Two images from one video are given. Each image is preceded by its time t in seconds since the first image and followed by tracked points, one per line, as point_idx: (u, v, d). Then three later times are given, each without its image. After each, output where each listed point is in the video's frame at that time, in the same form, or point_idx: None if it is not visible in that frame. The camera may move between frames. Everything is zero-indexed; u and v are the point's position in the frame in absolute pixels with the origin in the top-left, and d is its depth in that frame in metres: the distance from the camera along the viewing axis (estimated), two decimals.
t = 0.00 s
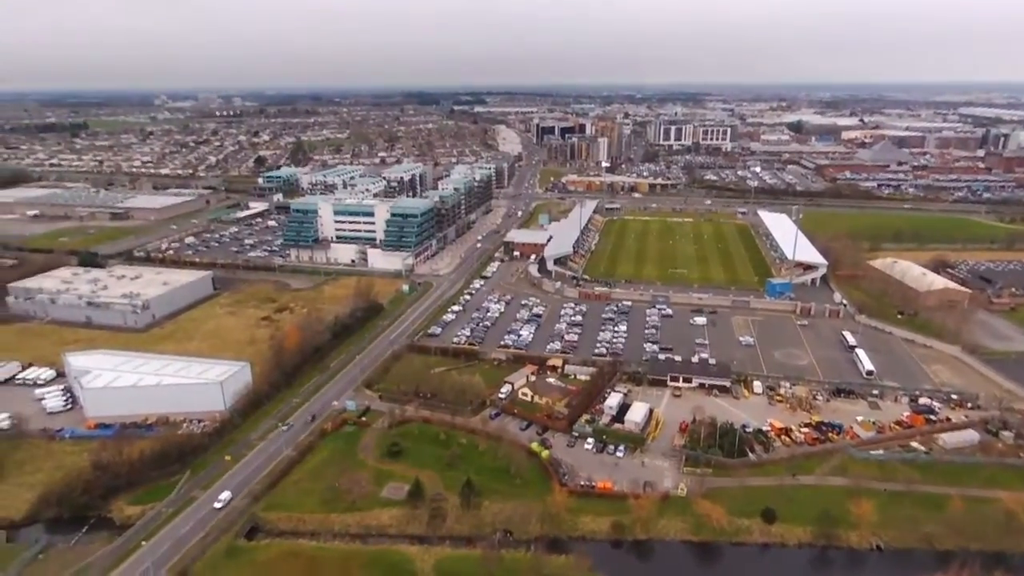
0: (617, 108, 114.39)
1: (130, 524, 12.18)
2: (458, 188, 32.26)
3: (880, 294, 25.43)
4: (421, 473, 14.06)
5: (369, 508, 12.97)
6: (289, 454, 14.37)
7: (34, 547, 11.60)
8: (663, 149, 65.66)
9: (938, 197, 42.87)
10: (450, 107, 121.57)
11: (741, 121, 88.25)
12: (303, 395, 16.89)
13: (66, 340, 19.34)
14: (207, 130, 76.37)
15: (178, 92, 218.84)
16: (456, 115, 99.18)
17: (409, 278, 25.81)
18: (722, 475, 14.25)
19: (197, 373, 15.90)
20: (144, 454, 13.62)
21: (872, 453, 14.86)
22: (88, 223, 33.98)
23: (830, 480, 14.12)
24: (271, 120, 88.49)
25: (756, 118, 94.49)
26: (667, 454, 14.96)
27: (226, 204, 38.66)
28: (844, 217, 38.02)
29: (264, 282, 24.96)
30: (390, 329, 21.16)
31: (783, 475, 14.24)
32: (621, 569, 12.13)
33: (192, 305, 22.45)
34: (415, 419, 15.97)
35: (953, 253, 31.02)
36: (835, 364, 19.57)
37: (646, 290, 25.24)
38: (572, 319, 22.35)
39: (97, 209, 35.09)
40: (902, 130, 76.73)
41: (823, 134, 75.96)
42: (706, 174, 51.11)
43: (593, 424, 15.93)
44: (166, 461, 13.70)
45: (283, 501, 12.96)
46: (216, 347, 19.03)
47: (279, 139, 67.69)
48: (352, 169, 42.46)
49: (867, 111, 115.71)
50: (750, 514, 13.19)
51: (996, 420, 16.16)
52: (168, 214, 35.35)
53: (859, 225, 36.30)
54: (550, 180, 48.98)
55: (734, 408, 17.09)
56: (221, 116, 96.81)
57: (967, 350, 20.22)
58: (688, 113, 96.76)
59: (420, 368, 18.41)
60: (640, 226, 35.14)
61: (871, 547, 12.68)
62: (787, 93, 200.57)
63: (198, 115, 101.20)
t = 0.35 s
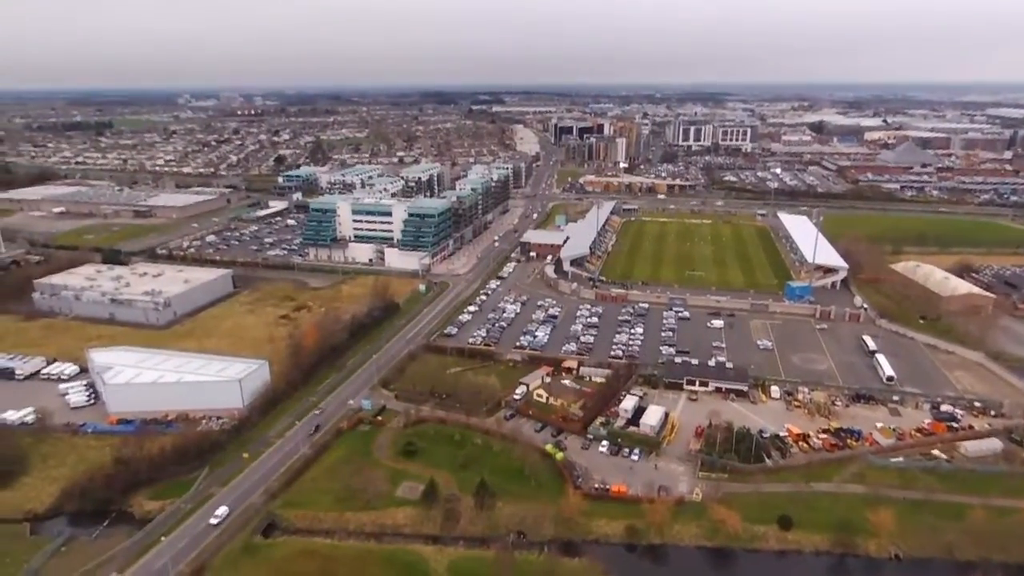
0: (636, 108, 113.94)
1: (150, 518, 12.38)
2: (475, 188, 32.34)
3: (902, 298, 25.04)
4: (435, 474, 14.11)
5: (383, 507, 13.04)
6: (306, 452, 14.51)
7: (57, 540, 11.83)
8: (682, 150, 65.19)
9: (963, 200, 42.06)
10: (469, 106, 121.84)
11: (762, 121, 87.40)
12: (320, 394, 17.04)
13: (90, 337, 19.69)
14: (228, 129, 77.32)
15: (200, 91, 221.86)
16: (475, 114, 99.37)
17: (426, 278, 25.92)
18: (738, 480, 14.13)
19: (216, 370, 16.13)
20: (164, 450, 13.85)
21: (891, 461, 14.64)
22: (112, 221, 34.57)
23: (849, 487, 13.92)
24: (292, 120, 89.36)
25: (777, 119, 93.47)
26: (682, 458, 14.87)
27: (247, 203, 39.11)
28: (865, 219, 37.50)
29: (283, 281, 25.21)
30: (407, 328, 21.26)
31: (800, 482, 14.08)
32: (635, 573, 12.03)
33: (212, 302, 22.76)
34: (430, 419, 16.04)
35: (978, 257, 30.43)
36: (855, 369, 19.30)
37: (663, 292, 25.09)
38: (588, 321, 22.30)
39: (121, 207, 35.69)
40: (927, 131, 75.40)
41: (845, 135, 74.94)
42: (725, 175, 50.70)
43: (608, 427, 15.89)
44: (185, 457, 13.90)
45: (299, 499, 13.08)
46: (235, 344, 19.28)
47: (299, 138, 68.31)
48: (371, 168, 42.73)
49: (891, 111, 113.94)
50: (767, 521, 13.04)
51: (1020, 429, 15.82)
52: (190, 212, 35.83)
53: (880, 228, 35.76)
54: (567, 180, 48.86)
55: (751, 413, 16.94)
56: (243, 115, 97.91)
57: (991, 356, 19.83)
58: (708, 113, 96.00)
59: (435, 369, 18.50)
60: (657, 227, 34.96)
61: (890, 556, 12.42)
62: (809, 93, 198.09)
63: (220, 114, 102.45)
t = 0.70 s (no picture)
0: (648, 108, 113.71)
1: (162, 516, 12.52)
2: (485, 188, 32.38)
3: (916, 301, 24.80)
4: (445, 474, 14.17)
5: (393, 507, 13.11)
6: (316, 451, 14.62)
7: (71, 536, 11.99)
8: (694, 150, 64.85)
9: (980, 202, 41.53)
10: (480, 106, 122.01)
11: (775, 121, 86.79)
12: (330, 393, 17.15)
13: (105, 334, 19.95)
14: (241, 128, 77.89)
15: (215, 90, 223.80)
16: (486, 113, 99.42)
17: (436, 278, 25.99)
18: (748, 483, 14.07)
19: (228, 369, 16.27)
20: (176, 448, 13.99)
21: (903, 466, 14.53)
22: (127, 220, 34.96)
23: (860, 492, 13.82)
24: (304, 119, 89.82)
25: (790, 118, 92.80)
26: (692, 461, 14.83)
27: (259, 202, 39.36)
28: (879, 221, 37.17)
29: (295, 280, 25.37)
30: (417, 328, 21.34)
31: (810, 486, 14.00)
32: None
33: (225, 301, 22.96)
34: (440, 419, 16.10)
35: (994, 259, 30.06)
36: (868, 372, 19.14)
37: (674, 293, 25.01)
38: (598, 321, 22.26)
39: (136, 206, 36.07)
40: (942, 131, 74.52)
41: (860, 135, 74.25)
42: (737, 176, 50.41)
43: (617, 428, 15.88)
44: (198, 454, 14.06)
45: (309, 498, 13.17)
46: (247, 343, 19.44)
47: (311, 137, 68.64)
48: (382, 167, 42.88)
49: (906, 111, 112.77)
50: (776, 525, 12.96)
51: None
52: (203, 211, 36.11)
53: (894, 229, 35.41)
54: (578, 180, 48.75)
55: (762, 416, 16.85)
56: (256, 114, 98.55)
57: (1006, 360, 19.60)
58: (720, 113, 95.46)
59: (445, 369, 18.56)
60: (668, 227, 34.84)
61: (902, 562, 12.31)
62: (823, 92, 196.34)
63: (234, 113, 103.23)
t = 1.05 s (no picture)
0: (655, 109, 113.84)
1: (170, 517, 12.59)
2: (493, 191, 32.43)
3: (925, 305, 24.61)
4: (451, 477, 14.17)
5: (399, 510, 13.13)
6: (323, 453, 14.67)
7: (80, 536, 12.08)
8: (702, 152, 64.68)
9: (991, 205, 41.16)
10: (488, 108, 122.22)
11: (783, 123, 86.49)
12: (337, 396, 17.20)
13: (114, 336, 20.10)
14: (250, 131, 78.34)
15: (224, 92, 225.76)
16: (494, 116, 99.55)
17: (443, 280, 26.03)
18: (755, 489, 14.01)
19: (236, 371, 16.36)
20: (184, 450, 14.07)
21: (911, 472, 14.42)
22: (137, 222, 35.22)
23: (868, 498, 13.71)
24: (313, 121, 90.23)
25: (799, 120, 92.37)
26: (698, 465, 14.79)
27: (268, 204, 39.57)
28: (888, 224, 36.93)
29: (302, 282, 25.47)
30: (424, 331, 21.38)
31: (818, 491, 13.91)
32: None
33: (233, 303, 23.08)
34: (446, 422, 16.13)
35: (1004, 263, 29.79)
36: (876, 377, 19.01)
37: (681, 297, 24.94)
38: (605, 325, 22.22)
39: (145, 208, 36.32)
40: (953, 133, 73.90)
41: (869, 137, 73.79)
42: (745, 178, 50.22)
43: (624, 433, 15.86)
44: (206, 456, 14.14)
45: (316, 500, 13.21)
46: (255, 345, 19.53)
47: (320, 140, 68.96)
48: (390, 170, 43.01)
49: (914, 112, 112.37)
50: (784, 530, 12.86)
51: None
52: (212, 213, 36.33)
53: (904, 232, 35.14)
54: (585, 183, 48.70)
55: (769, 421, 16.78)
56: (265, 116, 99.13)
57: (1017, 366, 19.43)
58: (729, 115, 95.16)
59: (452, 372, 18.61)
60: (675, 230, 34.75)
61: (910, 569, 12.18)
62: (832, 94, 195.32)
63: (243, 115, 103.89)
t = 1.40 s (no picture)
0: (654, 109, 113.99)
1: (169, 518, 12.59)
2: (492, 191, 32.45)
3: (924, 306, 24.64)
4: (450, 479, 14.18)
5: (398, 511, 13.13)
6: (323, 455, 14.67)
7: (79, 538, 12.07)
8: (701, 153, 64.71)
9: (989, 205, 41.19)
10: (487, 108, 122.22)
11: (782, 123, 86.56)
12: (336, 397, 17.21)
13: (113, 337, 20.08)
14: (249, 131, 78.32)
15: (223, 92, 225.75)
16: (493, 116, 99.52)
17: (442, 281, 26.04)
18: (754, 490, 14.03)
19: (235, 372, 16.37)
20: (183, 452, 14.07)
21: (910, 473, 14.47)
22: (136, 222, 35.17)
23: (867, 499, 13.73)
24: (312, 121, 90.19)
25: (798, 120, 92.44)
26: (697, 467, 14.82)
27: (266, 204, 39.54)
28: (887, 224, 36.99)
29: (302, 283, 25.48)
30: (423, 332, 21.39)
31: (817, 492, 13.94)
32: None
33: (232, 303, 23.07)
34: (445, 423, 16.14)
35: (1002, 264, 29.82)
36: (875, 378, 19.05)
37: (680, 298, 24.96)
38: (604, 326, 22.24)
39: (144, 208, 36.27)
40: (951, 133, 73.93)
41: (868, 138, 73.84)
42: (744, 179, 50.29)
43: (623, 434, 15.88)
44: (205, 457, 14.16)
45: (315, 501, 13.21)
46: (254, 346, 19.52)
47: (319, 140, 68.93)
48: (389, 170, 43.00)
49: (913, 112, 112.49)
50: (783, 531, 12.87)
51: None
52: (211, 213, 36.31)
53: (902, 233, 35.18)
54: (584, 183, 48.71)
55: (768, 421, 16.81)
56: (264, 116, 99.05)
57: (1015, 367, 19.46)
58: (727, 116, 95.28)
59: (451, 374, 18.62)
60: (674, 231, 34.78)
61: (909, 570, 12.19)
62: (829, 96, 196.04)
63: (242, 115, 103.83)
